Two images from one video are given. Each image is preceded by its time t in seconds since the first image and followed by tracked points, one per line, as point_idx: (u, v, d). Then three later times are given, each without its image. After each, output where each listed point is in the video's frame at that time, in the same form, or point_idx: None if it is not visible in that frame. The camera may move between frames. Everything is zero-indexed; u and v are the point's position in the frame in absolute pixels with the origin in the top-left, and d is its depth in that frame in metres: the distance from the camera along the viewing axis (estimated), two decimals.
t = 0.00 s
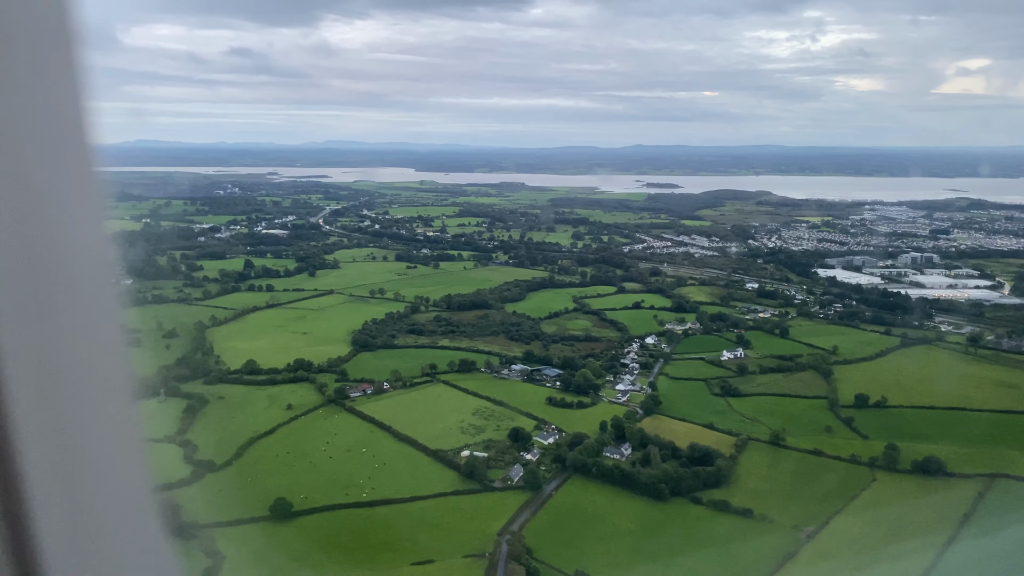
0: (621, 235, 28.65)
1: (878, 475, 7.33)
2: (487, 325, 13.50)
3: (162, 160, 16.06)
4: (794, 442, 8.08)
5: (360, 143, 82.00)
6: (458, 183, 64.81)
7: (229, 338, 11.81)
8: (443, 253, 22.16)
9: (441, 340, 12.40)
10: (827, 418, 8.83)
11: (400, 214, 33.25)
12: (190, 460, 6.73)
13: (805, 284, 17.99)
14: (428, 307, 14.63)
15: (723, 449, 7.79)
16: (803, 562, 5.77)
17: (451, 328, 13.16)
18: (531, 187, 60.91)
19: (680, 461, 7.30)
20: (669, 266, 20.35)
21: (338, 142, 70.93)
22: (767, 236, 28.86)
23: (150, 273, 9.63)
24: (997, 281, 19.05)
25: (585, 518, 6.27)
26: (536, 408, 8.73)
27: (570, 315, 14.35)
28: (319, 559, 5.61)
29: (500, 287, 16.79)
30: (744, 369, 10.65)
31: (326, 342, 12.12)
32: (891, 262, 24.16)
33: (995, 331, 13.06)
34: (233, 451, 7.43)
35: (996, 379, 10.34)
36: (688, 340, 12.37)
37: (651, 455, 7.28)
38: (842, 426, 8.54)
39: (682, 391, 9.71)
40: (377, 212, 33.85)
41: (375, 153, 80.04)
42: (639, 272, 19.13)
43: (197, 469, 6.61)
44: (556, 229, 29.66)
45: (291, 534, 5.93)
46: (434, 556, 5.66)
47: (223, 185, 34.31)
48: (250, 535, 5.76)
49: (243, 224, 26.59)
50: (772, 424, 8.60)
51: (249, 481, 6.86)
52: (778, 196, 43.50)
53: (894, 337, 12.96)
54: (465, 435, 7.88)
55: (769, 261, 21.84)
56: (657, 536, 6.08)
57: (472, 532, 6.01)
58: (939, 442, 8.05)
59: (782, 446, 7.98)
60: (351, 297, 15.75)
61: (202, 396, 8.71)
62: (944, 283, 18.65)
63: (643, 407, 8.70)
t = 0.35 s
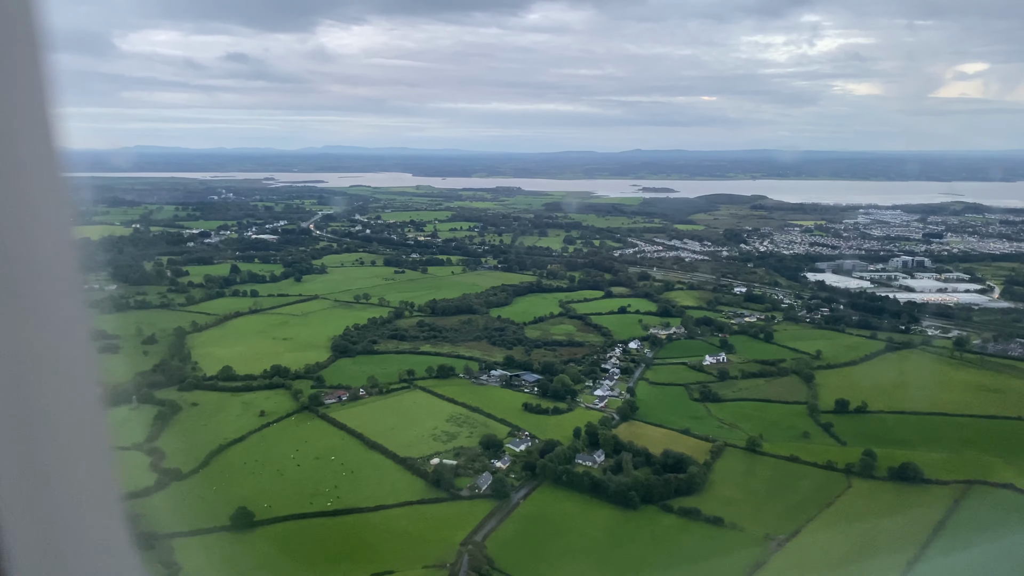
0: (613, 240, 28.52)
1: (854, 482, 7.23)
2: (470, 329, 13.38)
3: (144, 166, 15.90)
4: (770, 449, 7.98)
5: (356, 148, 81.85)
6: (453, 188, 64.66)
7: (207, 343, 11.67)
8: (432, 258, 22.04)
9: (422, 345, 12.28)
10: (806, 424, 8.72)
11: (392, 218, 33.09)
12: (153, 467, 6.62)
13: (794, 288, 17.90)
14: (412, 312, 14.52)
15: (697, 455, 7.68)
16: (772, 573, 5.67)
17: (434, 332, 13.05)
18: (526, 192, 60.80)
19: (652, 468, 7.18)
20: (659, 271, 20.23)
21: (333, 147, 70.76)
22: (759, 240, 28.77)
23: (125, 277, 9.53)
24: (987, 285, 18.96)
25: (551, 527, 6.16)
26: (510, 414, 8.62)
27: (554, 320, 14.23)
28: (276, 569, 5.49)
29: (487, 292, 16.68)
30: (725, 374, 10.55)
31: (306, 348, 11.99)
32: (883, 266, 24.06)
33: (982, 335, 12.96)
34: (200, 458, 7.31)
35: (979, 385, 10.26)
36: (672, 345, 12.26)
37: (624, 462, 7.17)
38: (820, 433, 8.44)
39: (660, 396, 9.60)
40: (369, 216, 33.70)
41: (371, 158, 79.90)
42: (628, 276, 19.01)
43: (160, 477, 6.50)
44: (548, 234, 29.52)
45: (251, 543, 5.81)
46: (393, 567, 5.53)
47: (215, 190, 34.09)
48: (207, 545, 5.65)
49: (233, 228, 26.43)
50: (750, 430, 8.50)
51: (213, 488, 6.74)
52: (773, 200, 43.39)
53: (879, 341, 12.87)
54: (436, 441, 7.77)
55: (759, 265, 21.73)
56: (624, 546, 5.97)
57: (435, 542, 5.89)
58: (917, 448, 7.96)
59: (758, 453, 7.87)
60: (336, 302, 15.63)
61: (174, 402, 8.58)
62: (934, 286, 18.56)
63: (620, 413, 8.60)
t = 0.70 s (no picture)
0: (604, 243, 28.39)
1: (827, 487, 7.13)
2: (451, 333, 13.24)
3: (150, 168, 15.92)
4: (744, 454, 7.88)
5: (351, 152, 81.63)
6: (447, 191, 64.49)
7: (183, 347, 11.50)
8: (420, 261, 21.90)
9: (402, 349, 12.15)
10: (783, 428, 8.62)
11: (382, 222, 32.92)
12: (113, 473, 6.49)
13: (781, 291, 17.81)
14: (395, 315, 14.39)
15: (671, 461, 7.57)
16: None
17: (415, 336, 12.93)
18: (521, 196, 60.66)
19: (623, 474, 7.08)
20: (647, 274, 20.12)
21: (327, 151, 70.51)
22: (751, 243, 28.66)
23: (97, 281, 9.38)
24: (976, 288, 18.89)
25: (515, 534, 6.06)
26: (483, 419, 8.50)
27: (538, 324, 14.11)
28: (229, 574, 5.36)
29: (471, 295, 16.55)
30: (704, 379, 10.44)
31: (283, 353, 11.84)
32: (873, 270, 23.98)
33: (967, 339, 12.88)
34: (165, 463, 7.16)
35: (961, 389, 10.18)
36: (654, 349, 12.15)
37: (593, 468, 7.06)
38: (796, 438, 8.34)
39: (637, 401, 9.49)
40: (360, 220, 33.54)
41: (366, 161, 79.69)
42: (616, 280, 18.89)
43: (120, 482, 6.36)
44: (539, 237, 29.40)
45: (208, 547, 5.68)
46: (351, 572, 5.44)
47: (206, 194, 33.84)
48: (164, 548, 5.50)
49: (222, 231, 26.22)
50: (725, 435, 8.40)
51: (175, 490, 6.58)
52: (767, 204, 43.28)
53: (863, 344, 12.78)
54: (406, 447, 7.64)
55: (749, 268, 21.63)
56: (588, 553, 5.86)
57: (393, 550, 5.78)
58: (893, 453, 7.88)
59: (732, 459, 7.77)
60: (319, 306, 15.47)
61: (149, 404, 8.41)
62: (923, 289, 18.47)
63: (594, 419, 8.49)
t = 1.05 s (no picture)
0: (595, 245, 28.29)
1: (800, 492, 7.03)
2: (433, 335, 13.11)
3: (147, 167, 15.88)
4: (718, 458, 7.77)
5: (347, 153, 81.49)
6: (442, 193, 64.38)
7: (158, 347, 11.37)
8: (408, 263, 21.78)
9: (381, 352, 12.02)
10: (759, 432, 8.51)
11: (374, 223, 32.82)
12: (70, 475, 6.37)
13: (769, 293, 17.70)
14: (378, 316, 14.27)
15: (643, 465, 7.46)
16: None
17: (396, 338, 12.81)
18: (516, 197, 60.54)
19: (592, 479, 6.97)
20: (635, 276, 20.02)
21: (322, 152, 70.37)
22: (742, 245, 28.57)
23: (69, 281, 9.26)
24: (965, 290, 18.83)
25: (478, 540, 5.95)
26: (455, 421, 8.39)
27: (521, 326, 14.00)
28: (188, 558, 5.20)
29: (456, 296, 16.44)
30: (683, 381, 10.35)
31: (261, 355, 11.71)
32: (863, 272, 23.87)
33: (951, 341, 12.81)
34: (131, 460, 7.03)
35: (942, 392, 10.11)
36: (636, 352, 12.05)
37: (562, 472, 6.96)
38: (772, 441, 8.24)
39: (614, 404, 9.38)
40: (351, 221, 33.40)
41: (362, 162, 79.57)
42: (603, 281, 18.78)
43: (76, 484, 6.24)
44: (530, 238, 29.31)
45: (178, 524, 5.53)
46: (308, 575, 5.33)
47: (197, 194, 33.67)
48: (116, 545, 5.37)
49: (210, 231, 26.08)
50: (700, 439, 8.29)
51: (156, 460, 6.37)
52: (761, 206, 43.21)
53: (847, 346, 12.67)
54: (375, 451, 7.53)
55: (738, 270, 21.54)
56: (550, 560, 5.76)
57: (353, 556, 5.67)
58: (869, 457, 7.79)
59: (705, 462, 7.67)
60: (302, 308, 15.35)
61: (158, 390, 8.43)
62: (911, 291, 18.39)
63: (567, 422, 8.39)
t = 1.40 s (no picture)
0: (586, 245, 28.19)
1: (772, 496, 6.92)
2: (414, 336, 12.98)
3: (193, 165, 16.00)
4: (691, 461, 7.66)
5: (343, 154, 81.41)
6: (437, 193, 64.26)
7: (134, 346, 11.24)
8: (396, 263, 21.67)
9: (360, 353, 11.88)
10: (736, 435, 8.40)
11: (365, 223, 32.71)
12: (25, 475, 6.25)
13: (756, 294, 17.60)
14: (361, 316, 14.16)
15: (614, 469, 7.35)
16: None
17: (376, 339, 12.68)
18: (511, 198, 60.43)
19: (560, 482, 6.86)
20: (623, 277, 19.92)
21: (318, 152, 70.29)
22: (733, 246, 28.48)
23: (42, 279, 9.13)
24: (954, 292, 18.74)
25: (439, 546, 5.83)
26: (426, 423, 8.27)
27: (504, 326, 13.88)
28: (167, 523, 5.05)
29: (441, 297, 16.32)
30: (662, 383, 10.25)
31: (238, 355, 11.58)
32: (853, 274, 23.79)
33: (936, 344, 12.74)
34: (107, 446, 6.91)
35: (923, 396, 10.03)
36: (618, 354, 11.93)
37: (529, 475, 6.85)
38: (747, 444, 8.13)
39: (590, 406, 9.28)
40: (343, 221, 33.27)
41: (358, 162, 79.46)
42: (590, 282, 18.69)
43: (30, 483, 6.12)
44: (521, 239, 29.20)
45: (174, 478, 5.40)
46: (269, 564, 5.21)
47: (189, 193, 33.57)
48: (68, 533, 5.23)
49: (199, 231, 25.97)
50: (674, 442, 8.18)
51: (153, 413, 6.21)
52: (755, 207, 43.11)
53: (830, 348, 12.59)
54: (343, 454, 7.41)
55: (727, 271, 21.44)
56: (511, 565, 5.65)
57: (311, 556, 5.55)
58: (845, 460, 7.69)
59: (678, 466, 7.56)
60: (285, 308, 15.24)
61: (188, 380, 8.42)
62: (899, 293, 18.30)
63: (540, 424, 8.28)
